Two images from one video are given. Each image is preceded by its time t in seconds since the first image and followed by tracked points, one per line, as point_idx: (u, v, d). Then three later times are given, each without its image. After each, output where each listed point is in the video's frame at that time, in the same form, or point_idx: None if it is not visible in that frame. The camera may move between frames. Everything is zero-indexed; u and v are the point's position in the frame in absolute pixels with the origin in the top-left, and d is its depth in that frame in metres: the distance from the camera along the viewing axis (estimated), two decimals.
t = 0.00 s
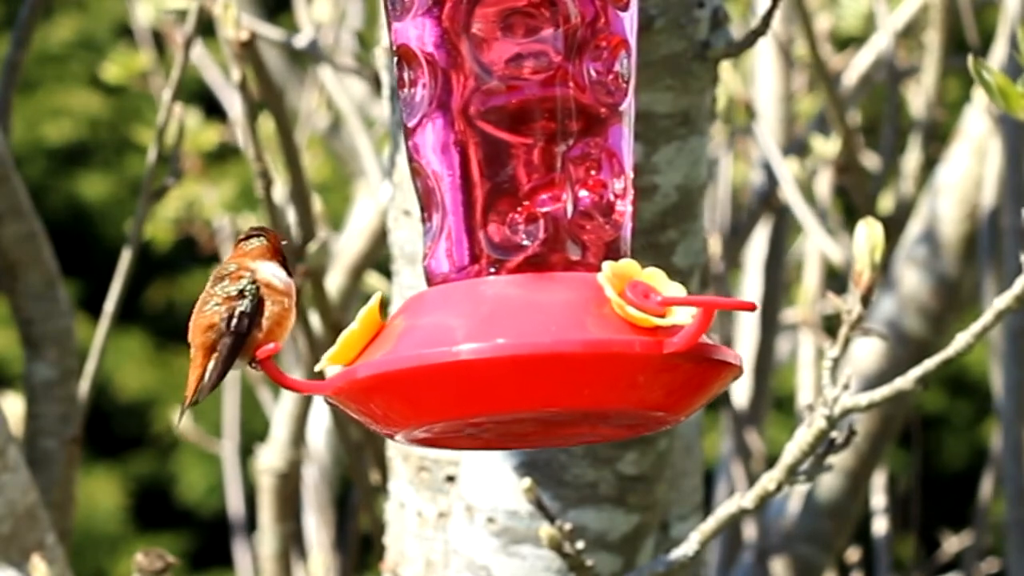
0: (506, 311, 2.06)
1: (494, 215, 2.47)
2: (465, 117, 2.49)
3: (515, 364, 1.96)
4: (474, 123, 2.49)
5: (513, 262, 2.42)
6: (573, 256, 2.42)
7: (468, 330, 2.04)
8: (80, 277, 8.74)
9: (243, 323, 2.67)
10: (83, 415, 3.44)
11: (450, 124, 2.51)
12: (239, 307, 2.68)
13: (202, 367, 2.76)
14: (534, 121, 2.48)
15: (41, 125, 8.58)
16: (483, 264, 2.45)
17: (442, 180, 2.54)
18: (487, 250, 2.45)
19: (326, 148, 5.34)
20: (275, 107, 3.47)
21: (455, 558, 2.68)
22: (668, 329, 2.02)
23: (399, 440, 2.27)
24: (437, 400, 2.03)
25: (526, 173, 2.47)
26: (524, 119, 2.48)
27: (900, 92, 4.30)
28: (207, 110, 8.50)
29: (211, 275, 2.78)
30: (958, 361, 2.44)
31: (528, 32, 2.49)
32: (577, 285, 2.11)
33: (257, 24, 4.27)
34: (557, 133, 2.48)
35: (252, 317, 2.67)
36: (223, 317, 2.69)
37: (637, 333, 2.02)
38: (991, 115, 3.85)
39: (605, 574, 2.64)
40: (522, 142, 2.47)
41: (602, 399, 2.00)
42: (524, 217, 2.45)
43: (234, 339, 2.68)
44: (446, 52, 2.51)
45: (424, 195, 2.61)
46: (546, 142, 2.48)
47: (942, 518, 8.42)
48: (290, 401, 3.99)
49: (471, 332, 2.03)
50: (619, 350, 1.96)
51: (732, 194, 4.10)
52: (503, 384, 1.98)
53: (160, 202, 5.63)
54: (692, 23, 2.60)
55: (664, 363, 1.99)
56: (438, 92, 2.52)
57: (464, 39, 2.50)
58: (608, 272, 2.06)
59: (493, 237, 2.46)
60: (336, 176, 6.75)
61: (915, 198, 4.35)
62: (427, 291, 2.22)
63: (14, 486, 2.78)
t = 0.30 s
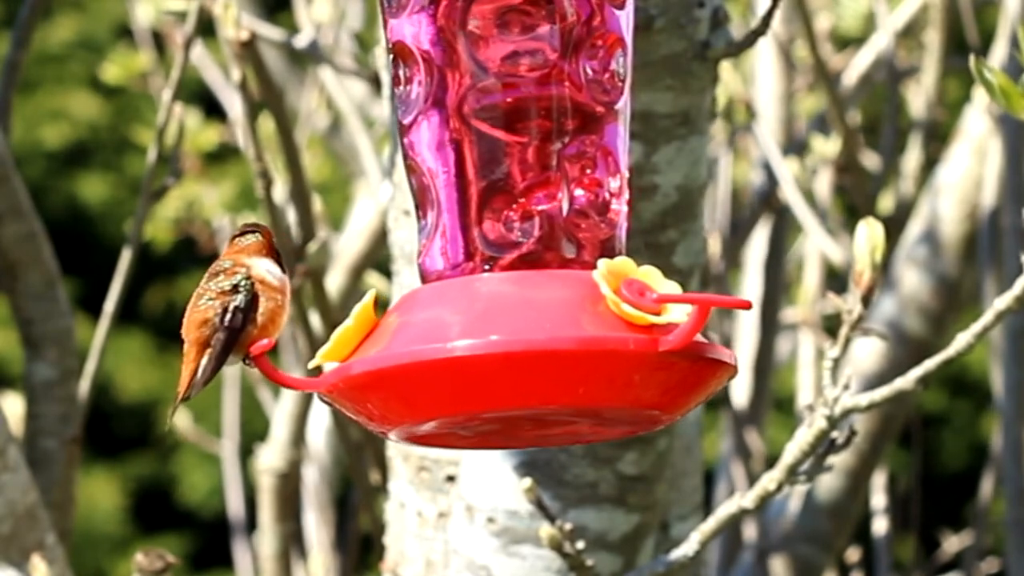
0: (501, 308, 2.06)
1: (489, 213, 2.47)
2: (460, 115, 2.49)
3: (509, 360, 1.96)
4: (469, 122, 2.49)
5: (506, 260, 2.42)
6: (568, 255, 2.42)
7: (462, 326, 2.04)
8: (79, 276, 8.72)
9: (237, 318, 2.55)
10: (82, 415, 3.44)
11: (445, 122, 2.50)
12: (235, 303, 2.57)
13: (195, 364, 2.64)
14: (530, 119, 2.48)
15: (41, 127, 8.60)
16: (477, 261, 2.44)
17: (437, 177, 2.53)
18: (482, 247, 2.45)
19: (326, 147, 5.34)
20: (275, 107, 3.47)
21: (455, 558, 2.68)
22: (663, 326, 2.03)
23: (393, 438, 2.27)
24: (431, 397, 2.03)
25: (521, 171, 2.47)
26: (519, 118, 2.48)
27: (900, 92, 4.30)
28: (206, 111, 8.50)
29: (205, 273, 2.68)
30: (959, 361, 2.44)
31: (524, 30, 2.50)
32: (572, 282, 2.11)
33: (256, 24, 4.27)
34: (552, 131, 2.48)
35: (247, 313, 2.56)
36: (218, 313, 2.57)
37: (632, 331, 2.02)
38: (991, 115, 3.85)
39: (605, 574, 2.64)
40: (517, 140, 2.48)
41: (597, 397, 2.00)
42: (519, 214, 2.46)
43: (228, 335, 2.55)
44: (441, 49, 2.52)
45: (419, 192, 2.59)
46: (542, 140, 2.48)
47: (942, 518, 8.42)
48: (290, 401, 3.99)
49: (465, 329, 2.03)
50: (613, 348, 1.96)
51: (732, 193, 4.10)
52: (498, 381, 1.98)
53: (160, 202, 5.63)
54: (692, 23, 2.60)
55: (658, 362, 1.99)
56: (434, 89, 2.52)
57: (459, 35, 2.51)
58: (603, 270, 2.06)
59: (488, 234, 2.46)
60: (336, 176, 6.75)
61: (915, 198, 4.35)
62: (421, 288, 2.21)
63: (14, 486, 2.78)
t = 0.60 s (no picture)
0: (510, 310, 2.06)
1: (498, 214, 2.46)
2: (471, 117, 2.49)
3: (519, 363, 1.96)
4: (479, 122, 2.49)
5: (519, 262, 2.40)
6: (578, 255, 2.41)
7: (472, 329, 2.04)
8: (79, 276, 8.74)
9: (242, 325, 2.75)
10: (83, 415, 3.44)
11: (454, 124, 2.50)
12: (239, 310, 2.76)
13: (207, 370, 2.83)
14: (539, 120, 2.48)
15: (41, 126, 8.61)
16: (488, 263, 2.43)
17: (447, 180, 2.53)
18: (492, 249, 2.44)
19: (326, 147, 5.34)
20: (275, 107, 3.47)
21: (455, 558, 2.68)
22: (671, 327, 2.02)
23: (402, 440, 2.27)
24: (441, 400, 2.03)
25: (531, 172, 2.47)
26: (529, 119, 2.48)
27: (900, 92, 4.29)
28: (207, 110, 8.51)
29: (212, 288, 2.87)
30: (958, 360, 2.44)
31: (531, 31, 2.51)
32: (581, 284, 2.12)
33: (257, 24, 4.26)
34: (562, 131, 2.48)
35: (252, 319, 2.75)
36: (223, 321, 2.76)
37: (640, 332, 2.02)
38: (992, 114, 3.85)
39: (605, 574, 2.64)
40: (527, 140, 2.48)
41: (606, 398, 2.00)
42: (528, 216, 2.45)
43: (236, 340, 2.76)
44: (449, 51, 2.52)
45: (429, 195, 2.61)
46: (551, 141, 2.48)
47: (943, 519, 8.43)
48: (290, 401, 3.99)
49: (474, 332, 2.03)
50: (623, 349, 1.96)
51: (732, 193, 4.08)
52: (508, 383, 1.98)
53: (160, 202, 5.63)
54: (692, 22, 2.60)
55: (667, 362, 1.99)
56: (442, 91, 2.53)
57: (467, 39, 2.51)
58: (611, 271, 2.06)
59: (497, 236, 2.45)
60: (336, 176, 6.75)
61: (915, 198, 4.35)
62: (431, 290, 2.22)
63: (14, 486, 2.78)
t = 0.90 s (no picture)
0: (511, 314, 2.06)
1: (500, 217, 2.47)
2: (473, 119, 2.49)
3: (520, 367, 1.95)
4: (482, 124, 2.49)
5: (522, 265, 2.42)
6: (579, 258, 2.42)
7: (473, 332, 2.04)
8: (79, 276, 8.81)
9: (244, 329, 2.78)
10: (83, 415, 3.44)
11: (456, 126, 2.50)
12: (241, 314, 2.79)
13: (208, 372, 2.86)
14: (540, 122, 2.48)
15: (42, 127, 8.65)
16: (489, 266, 2.44)
17: (448, 183, 2.53)
18: (493, 252, 2.45)
19: (326, 147, 5.35)
20: (275, 107, 3.47)
21: (455, 558, 2.68)
22: (671, 330, 2.03)
23: (404, 441, 2.27)
24: (442, 403, 2.03)
25: (532, 174, 2.47)
26: (531, 121, 2.48)
27: (900, 92, 4.29)
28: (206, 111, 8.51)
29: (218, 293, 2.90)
30: (958, 360, 2.44)
31: (532, 35, 2.51)
32: (581, 287, 2.11)
33: (256, 24, 4.26)
34: (562, 133, 2.48)
35: (253, 324, 2.79)
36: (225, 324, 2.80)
37: (640, 335, 2.02)
38: (992, 114, 3.85)
39: (605, 574, 2.64)
40: (528, 142, 2.48)
41: (606, 400, 2.00)
42: (528, 219, 2.46)
43: (238, 344, 2.79)
44: (450, 54, 2.52)
45: (430, 197, 2.60)
46: (551, 143, 2.48)
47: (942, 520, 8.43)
48: (290, 401, 3.99)
49: (475, 335, 2.03)
50: (623, 353, 1.96)
51: (732, 194, 4.10)
52: (509, 386, 1.98)
53: (160, 203, 5.64)
54: (692, 22, 2.60)
55: (667, 365, 1.99)
56: (443, 94, 2.52)
57: (468, 42, 2.51)
58: (610, 274, 2.06)
59: (498, 239, 2.46)
60: (335, 176, 6.75)
61: (915, 198, 4.35)
62: (433, 293, 2.21)
63: (14, 486, 2.78)
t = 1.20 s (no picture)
0: (497, 312, 2.06)
1: (488, 216, 2.47)
2: (461, 118, 2.49)
3: (505, 365, 1.96)
4: (470, 124, 2.49)
5: (508, 264, 2.41)
6: (567, 258, 2.41)
7: (459, 330, 2.04)
8: (78, 276, 8.78)
9: (231, 324, 2.74)
10: (83, 415, 3.44)
11: (445, 125, 2.50)
12: (230, 310, 2.76)
13: (192, 368, 2.81)
14: (529, 122, 2.49)
15: (43, 125, 8.68)
16: (476, 265, 2.44)
17: (436, 181, 2.53)
18: (481, 251, 2.45)
19: (326, 147, 5.35)
20: (275, 107, 3.47)
21: (455, 558, 2.68)
22: (659, 330, 2.03)
23: (391, 440, 2.27)
24: (428, 401, 2.03)
25: (520, 174, 2.47)
26: (519, 121, 2.48)
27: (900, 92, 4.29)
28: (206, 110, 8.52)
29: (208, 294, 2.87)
30: (957, 360, 2.44)
31: (523, 34, 2.50)
32: (569, 288, 2.11)
33: (256, 24, 4.27)
34: (551, 134, 2.49)
35: (241, 320, 2.75)
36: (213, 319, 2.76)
37: (628, 335, 2.02)
38: (991, 114, 3.85)
39: (604, 574, 2.64)
40: (515, 142, 2.48)
41: (594, 400, 2.00)
42: (517, 218, 2.45)
43: (224, 339, 2.74)
44: (441, 53, 2.52)
45: (418, 195, 2.60)
46: (540, 143, 2.49)
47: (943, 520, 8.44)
48: (290, 401, 3.99)
49: (462, 333, 2.03)
50: (609, 352, 1.96)
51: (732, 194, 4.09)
52: (495, 385, 1.98)
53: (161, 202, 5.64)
54: (692, 23, 2.60)
55: (656, 365, 1.99)
56: (432, 93, 2.52)
57: (458, 41, 2.51)
58: (599, 274, 2.06)
59: (487, 237, 2.46)
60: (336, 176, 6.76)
61: (915, 198, 4.35)
62: (421, 291, 2.21)
63: (14, 486, 2.78)
